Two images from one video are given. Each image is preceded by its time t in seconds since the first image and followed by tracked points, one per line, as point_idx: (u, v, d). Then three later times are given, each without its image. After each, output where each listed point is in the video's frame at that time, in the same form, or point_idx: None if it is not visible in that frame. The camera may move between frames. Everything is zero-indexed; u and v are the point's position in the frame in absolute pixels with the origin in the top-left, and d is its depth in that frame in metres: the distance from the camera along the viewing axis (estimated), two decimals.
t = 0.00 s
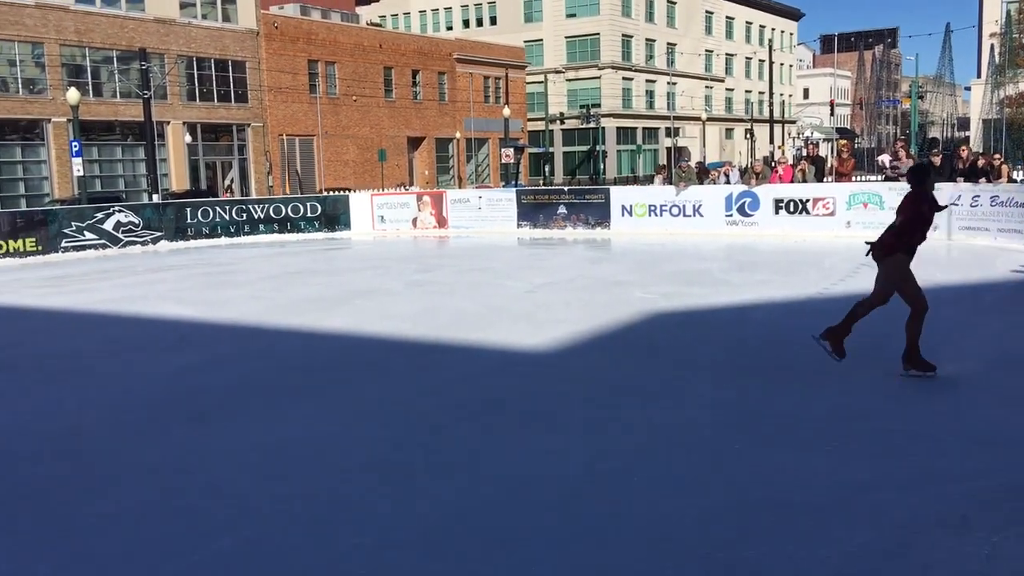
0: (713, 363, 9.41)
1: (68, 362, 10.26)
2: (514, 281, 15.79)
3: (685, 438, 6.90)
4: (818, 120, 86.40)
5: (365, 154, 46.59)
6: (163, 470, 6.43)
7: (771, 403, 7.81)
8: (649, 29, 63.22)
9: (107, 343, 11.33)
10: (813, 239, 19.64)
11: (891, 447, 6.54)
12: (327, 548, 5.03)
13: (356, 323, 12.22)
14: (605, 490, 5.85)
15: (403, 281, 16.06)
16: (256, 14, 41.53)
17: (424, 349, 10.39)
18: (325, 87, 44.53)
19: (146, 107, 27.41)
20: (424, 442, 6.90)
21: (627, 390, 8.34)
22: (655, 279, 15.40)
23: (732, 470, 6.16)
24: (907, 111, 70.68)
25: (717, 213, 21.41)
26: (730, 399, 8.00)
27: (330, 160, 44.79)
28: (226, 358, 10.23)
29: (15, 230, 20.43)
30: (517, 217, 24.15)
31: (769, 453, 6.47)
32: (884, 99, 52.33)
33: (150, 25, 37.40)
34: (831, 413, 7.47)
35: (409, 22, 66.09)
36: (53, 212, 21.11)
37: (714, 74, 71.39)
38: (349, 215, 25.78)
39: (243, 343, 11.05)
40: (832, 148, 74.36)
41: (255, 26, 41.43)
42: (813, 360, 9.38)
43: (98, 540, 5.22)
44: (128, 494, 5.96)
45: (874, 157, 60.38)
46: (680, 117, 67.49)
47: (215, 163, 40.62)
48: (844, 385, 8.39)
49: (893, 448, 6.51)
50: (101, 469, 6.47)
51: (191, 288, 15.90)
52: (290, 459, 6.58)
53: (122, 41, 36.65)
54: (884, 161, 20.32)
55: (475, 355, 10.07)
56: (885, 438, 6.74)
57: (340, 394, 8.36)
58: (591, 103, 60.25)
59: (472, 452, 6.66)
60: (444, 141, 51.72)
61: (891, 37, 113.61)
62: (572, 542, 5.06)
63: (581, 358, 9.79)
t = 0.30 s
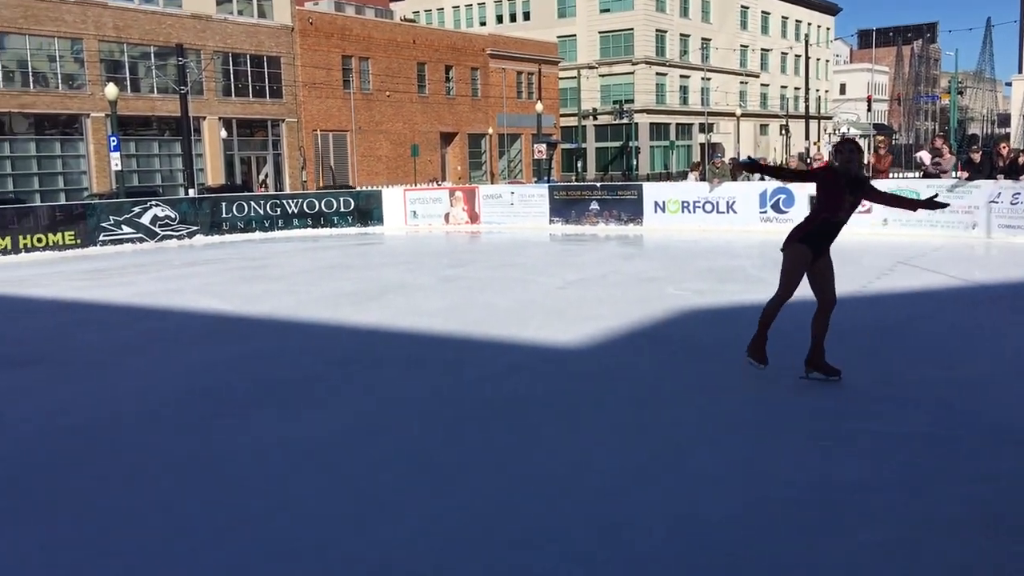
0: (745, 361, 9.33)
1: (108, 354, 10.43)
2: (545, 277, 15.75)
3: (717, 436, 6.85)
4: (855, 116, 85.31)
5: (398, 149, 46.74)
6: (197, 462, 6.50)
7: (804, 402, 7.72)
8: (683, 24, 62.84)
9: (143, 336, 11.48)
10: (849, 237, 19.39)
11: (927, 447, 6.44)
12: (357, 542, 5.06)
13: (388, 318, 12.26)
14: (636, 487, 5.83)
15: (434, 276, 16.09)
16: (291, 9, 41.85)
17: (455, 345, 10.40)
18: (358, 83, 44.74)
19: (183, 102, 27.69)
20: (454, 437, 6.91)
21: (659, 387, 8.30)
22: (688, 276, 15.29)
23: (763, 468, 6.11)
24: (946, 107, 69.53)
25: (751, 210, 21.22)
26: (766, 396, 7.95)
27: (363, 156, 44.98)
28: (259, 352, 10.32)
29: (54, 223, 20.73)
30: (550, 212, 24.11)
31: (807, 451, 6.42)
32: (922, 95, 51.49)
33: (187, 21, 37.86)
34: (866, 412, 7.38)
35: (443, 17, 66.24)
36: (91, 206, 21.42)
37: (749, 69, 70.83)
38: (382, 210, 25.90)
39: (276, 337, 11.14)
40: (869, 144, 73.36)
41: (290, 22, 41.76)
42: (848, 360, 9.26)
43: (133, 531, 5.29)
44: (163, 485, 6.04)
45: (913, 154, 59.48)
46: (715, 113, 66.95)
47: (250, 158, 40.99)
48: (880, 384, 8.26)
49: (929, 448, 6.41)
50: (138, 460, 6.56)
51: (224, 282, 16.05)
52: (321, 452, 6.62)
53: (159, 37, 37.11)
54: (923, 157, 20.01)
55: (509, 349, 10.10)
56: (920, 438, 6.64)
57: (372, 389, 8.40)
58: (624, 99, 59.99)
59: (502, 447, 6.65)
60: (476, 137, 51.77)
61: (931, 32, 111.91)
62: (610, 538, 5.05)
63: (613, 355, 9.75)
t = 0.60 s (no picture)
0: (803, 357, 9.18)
1: (166, 342, 10.64)
2: (598, 270, 15.69)
3: (775, 433, 6.74)
4: (916, 107, 83.42)
5: (450, 142, 46.93)
6: (256, 449, 6.60)
7: (864, 400, 7.58)
8: (739, 14, 62.04)
9: (202, 325, 11.69)
10: (909, 231, 18.99)
11: (993, 447, 6.28)
12: (412, 532, 5.09)
13: (442, 310, 12.32)
14: (694, 483, 5.75)
15: (487, 268, 16.14)
16: (347, 2, 42.27)
17: (507, 337, 10.43)
18: (412, 75, 44.98)
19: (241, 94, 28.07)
20: (508, 429, 6.91)
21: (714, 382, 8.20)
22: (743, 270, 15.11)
23: (822, 466, 6.00)
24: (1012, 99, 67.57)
25: (807, 204, 20.89)
26: (822, 394, 7.78)
27: (417, 148, 45.25)
28: (314, 342, 10.44)
29: (117, 213, 21.20)
30: (602, 205, 24.00)
31: (864, 451, 6.26)
32: (987, 87, 50.09)
33: (245, 14, 38.46)
34: (929, 411, 7.22)
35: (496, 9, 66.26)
36: (152, 196, 21.87)
37: (807, 60, 69.72)
38: (434, 202, 26.03)
39: (331, 327, 11.27)
40: (931, 136, 71.63)
41: (345, 15, 42.19)
42: (909, 358, 9.07)
43: (195, 516, 5.39)
44: (221, 472, 6.14)
45: (976, 147, 58.00)
46: (771, 104, 65.96)
47: (305, 150, 41.50)
48: (943, 382, 8.08)
49: (995, 449, 6.25)
50: (197, 446, 6.68)
51: (279, 272, 16.28)
52: (375, 442, 6.67)
53: (218, 30, 37.76)
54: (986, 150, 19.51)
55: (559, 343, 10.05)
56: (987, 439, 6.46)
57: (425, 380, 8.44)
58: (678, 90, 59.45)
59: (556, 440, 6.63)
60: (529, 129, 51.74)
61: (998, 21, 108.79)
62: (661, 536, 4.97)
63: (666, 349, 9.68)
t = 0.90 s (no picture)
0: (890, 351, 8.90)
1: (251, 328, 10.90)
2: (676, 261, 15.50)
3: (864, 423, 6.53)
4: (1011, 95, 80.13)
5: (527, 132, 46.98)
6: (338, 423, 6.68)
7: (957, 395, 7.30)
8: None
9: (285, 312, 11.93)
10: (1004, 222, 18.29)
11: None
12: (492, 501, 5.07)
13: (519, 300, 12.33)
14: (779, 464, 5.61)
15: (563, 259, 16.10)
16: None
17: (585, 327, 10.37)
18: (490, 65, 45.15)
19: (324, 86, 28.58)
20: (587, 412, 6.86)
21: (797, 374, 8.00)
22: (828, 262, 14.74)
23: (915, 453, 5.79)
24: None
25: (894, 194, 20.28)
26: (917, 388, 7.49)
27: (494, 138, 45.42)
28: (393, 330, 10.56)
29: (204, 203, 21.84)
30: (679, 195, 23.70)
31: (958, 441, 6.02)
32: None
33: (327, 8, 39.17)
34: None
35: None
36: (237, 186, 22.45)
37: (895, 46, 67.59)
38: (511, 192, 26.11)
39: (410, 316, 11.38)
40: None
41: (425, 6, 42.59)
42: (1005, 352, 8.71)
43: (279, 480, 5.47)
44: (304, 443, 6.23)
45: None
46: (857, 92, 64.14)
47: (384, 141, 42.02)
48: None
49: None
50: (281, 419, 6.80)
51: (359, 261, 16.52)
52: (455, 420, 6.69)
53: (301, 23, 38.56)
54: None
55: (637, 333, 9.95)
56: None
57: (504, 368, 8.45)
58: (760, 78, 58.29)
59: (636, 422, 6.55)
60: (606, 119, 51.44)
61: None
62: (746, 515, 4.82)
63: (747, 342, 9.49)
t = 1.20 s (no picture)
0: None
1: (367, 315, 11.19)
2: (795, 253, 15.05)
3: (993, 421, 6.19)
4: None
5: (643, 121, 46.51)
6: (448, 408, 6.79)
7: None
8: None
9: (400, 300, 12.19)
10: None
11: None
12: (596, 489, 5.05)
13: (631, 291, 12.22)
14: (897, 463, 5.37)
15: (677, 249, 15.87)
16: None
17: (697, 320, 10.19)
18: (606, 54, 44.86)
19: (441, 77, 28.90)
20: (697, 403, 6.73)
21: (922, 370, 7.64)
22: (959, 254, 14.04)
23: None
24: None
25: None
26: None
27: (610, 127, 45.24)
28: (504, 320, 10.65)
29: (327, 192, 22.54)
30: (801, 185, 23.04)
31: None
32: None
33: None
34: None
35: None
36: (358, 176, 23.06)
37: None
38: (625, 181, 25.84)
39: (521, 306, 11.44)
40: None
41: None
42: None
43: (388, 460, 5.60)
44: (415, 425, 6.35)
45: None
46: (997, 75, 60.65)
47: (500, 131, 42.25)
48: None
49: None
50: (393, 403, 6.95)
51: (473, 251, 16.72)
52: (562, 408, 6.69)
53: (421, 16, 39.21)
54: None
55: (751, 327, 9.72)
56: None
57: (613, 358, 8.39)
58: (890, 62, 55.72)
59: (748, 415, 6.39)
60: (725, 106, 50.35)
61: None
62: (872, 513, 4.63)
63: (868, 337, 9.13)
